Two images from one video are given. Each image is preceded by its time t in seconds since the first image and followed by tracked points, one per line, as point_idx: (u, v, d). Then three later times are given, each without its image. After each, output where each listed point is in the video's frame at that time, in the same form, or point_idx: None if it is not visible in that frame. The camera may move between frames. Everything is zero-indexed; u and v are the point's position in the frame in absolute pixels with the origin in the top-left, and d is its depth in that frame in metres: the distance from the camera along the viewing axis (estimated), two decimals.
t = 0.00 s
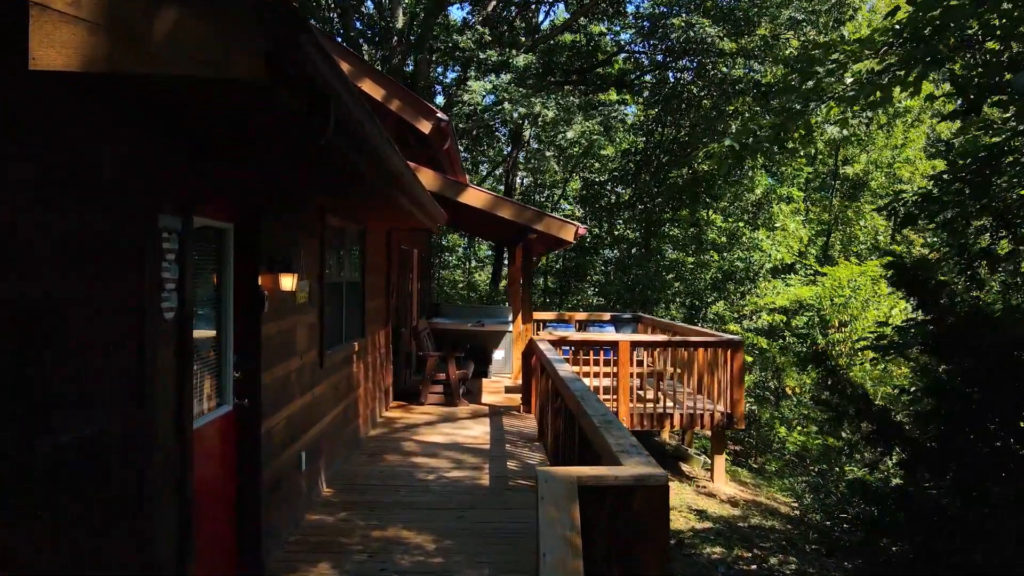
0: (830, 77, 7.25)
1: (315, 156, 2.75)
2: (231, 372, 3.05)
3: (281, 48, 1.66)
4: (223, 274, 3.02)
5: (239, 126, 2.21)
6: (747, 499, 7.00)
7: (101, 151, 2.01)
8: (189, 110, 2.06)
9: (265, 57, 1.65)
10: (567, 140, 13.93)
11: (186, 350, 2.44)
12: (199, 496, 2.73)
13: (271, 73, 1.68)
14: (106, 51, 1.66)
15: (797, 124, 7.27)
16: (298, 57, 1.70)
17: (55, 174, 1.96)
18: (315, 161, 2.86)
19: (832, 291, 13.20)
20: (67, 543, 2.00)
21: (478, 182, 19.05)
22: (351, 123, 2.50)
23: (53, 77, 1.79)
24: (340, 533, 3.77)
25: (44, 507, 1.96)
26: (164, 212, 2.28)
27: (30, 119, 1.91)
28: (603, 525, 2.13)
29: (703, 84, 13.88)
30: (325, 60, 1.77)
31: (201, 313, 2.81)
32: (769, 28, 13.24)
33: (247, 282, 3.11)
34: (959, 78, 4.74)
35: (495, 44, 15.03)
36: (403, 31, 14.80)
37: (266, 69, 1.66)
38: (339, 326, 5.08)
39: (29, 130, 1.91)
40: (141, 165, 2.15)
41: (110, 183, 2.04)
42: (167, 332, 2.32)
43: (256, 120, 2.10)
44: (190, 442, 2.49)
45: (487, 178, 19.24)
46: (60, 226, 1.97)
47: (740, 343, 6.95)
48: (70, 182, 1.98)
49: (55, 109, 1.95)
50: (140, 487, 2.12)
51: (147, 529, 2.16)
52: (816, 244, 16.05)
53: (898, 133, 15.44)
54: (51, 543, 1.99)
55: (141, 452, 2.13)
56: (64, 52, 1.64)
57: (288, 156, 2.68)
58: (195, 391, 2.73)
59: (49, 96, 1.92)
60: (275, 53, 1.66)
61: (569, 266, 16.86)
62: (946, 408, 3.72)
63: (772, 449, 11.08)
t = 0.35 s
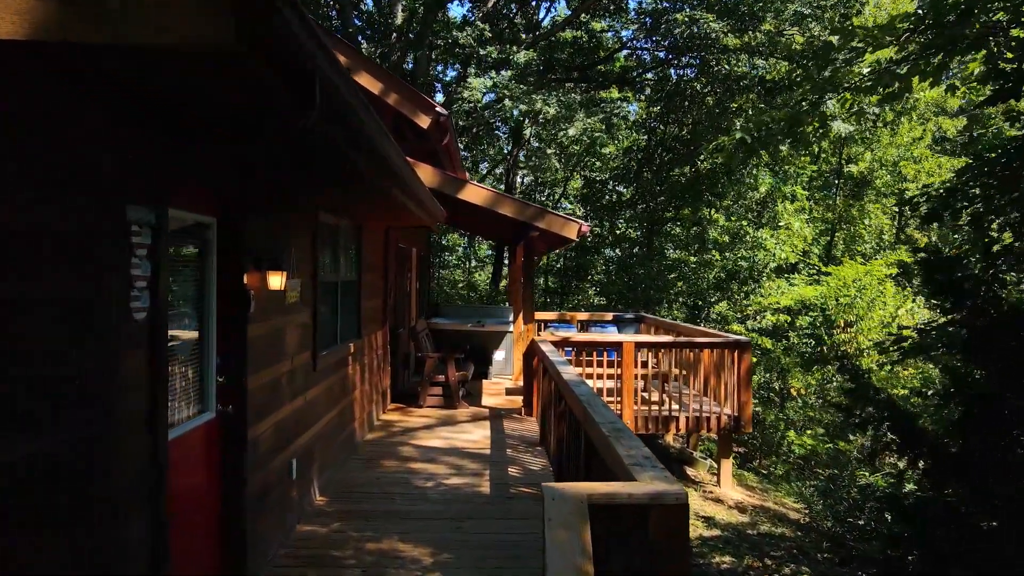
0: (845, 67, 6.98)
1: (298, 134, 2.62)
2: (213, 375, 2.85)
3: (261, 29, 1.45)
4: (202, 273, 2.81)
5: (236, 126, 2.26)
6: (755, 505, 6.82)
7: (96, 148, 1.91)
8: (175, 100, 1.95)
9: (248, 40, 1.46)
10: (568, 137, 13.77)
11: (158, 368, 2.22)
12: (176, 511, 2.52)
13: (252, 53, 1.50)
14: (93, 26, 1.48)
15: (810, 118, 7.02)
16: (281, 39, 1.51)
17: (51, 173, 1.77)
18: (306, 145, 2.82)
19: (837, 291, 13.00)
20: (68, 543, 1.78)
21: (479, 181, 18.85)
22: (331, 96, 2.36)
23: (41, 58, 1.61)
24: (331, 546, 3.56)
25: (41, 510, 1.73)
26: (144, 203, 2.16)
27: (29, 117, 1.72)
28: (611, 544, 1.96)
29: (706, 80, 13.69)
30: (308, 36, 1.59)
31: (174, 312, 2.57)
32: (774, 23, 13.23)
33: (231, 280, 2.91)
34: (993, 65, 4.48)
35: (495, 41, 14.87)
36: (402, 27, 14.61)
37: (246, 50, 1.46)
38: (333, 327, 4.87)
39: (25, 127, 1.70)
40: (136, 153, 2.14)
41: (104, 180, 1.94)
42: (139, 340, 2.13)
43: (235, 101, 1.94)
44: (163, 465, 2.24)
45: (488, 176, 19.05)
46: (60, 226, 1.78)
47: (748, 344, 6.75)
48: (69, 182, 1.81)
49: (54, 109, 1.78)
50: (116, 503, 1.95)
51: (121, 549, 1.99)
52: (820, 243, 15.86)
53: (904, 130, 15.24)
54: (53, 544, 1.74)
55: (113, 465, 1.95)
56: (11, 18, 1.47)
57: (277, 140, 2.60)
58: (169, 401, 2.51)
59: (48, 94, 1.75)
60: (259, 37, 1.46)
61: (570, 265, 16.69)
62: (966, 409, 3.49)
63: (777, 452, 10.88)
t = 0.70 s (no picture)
0: (860, 57, 6.69)
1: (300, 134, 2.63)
2: (194, 381, 2.65)
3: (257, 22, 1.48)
4: (180, 273, 2.61)
5: (236, 126, 2.36)
6: (762, 510, 6.71)
7: (91, 141, 1.87)
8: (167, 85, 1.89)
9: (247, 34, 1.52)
10: (570, 135, 13.58)
11: (127, 370, 2.02)
12: (151, 534, 2.32)
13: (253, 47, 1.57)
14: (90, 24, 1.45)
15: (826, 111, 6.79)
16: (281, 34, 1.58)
17: (49, 171, 1.70)
18: (307, 146, 2.82)
19: (842, 291, 12.81)
20: (68, 543, 1.70)
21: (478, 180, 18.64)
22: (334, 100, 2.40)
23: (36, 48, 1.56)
24: (323, 561, 3.36)
25: (41, 510, 1.63)
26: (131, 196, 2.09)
27: (29, 118, 1.64)
28: (627, 570, 1.79)
29: (710, 77, 13.50)
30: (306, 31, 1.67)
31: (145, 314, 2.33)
32: (779, 19, 13.00)
33: (214, 281, 2.72)
34: None
35: (495, 38, 14.63)
36: (401, 23, 14.37)
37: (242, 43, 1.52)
38: (328, 329, 4.69)
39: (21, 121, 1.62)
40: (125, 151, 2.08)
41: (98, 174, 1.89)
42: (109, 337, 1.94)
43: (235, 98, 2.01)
44: (130, 466, 2.02)
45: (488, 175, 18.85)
46: (60, 226, 1.70)
47: (756, 346, 6.57)
48: (61, 174, 1.73)
49: (53, 109, 1.72)
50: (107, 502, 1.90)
51: (91, 569, 1.82)
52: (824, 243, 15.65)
53: (910, 128, 15.05)
54: (52, 545, 1.66)
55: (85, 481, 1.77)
56: None
57: (278, 140, 2.65)
58: (149, 412, 2.34)
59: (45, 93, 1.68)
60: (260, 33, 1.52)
61: (571, 265, 16.50)
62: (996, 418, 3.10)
63: (783, 455, 10.67)
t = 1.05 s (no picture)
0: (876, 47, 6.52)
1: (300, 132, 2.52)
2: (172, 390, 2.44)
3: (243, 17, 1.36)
4: (160, 272, 2.40)
5: (237, 126, 2.30)
6: (770, 518, 6.51)
7: (85, 134, 1.82)
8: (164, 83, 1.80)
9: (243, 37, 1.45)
10: (571, 133, 13.43)
11: (91, 370, 1.82)
12: (122, 558, 2.12)
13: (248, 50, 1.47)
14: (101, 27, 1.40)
15: (841, 103, 6.61)
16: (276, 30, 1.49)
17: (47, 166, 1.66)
18: (307, 147, 2.71)
19: (847, 291, 12.65)
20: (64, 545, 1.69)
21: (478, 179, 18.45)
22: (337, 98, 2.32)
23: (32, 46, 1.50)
24: None
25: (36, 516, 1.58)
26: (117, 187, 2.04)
27: (29, 118, 1.58)
28: None
29: (714, 74, 13.34)
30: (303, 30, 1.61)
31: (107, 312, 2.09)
32: (784, 14, 12.82)
33: (195, 281, 2.53)
34: None
35: (495, 35, 14.43)
36: (400, 19, 14.15)
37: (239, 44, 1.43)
38: (322, 330, 4.50)
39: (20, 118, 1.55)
40: (118, 152, 2.02)
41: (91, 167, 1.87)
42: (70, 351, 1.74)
43: (235, 98, 1.96)
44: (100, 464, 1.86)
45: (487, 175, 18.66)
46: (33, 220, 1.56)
47: (766, 348, 6.37)
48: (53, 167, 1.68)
49: (53, 109, 1.67)
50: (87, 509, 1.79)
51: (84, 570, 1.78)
52: (828, 242, 15.49)
53: (915, 126, 14.87)
54: (53, 545, 1.65)
55: (46, 497, 1.63)
56: None
57: (278, 140, 2.55)
58: (129, 418, 2.21)
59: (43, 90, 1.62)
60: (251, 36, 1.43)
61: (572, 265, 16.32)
62: None
63: (788, 457, 10.49)
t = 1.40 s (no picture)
0: (896, 36, 6.36)
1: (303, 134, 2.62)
2: (147, 399, 2.25)
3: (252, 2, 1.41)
4: (135, 269, 2.22)
5: (234, 126, 2.22)
6: (779, 525, 6.35)
7: (77, 130, 1.83)
8: (166, 91, 1.75)
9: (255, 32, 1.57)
10: (573, 130, 13.29)
11: (50, 368, 1.64)
12: None
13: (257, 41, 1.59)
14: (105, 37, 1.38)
15: (858, 94, 6.45)
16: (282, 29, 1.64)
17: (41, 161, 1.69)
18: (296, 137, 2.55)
19: (852, 290, 12.49)
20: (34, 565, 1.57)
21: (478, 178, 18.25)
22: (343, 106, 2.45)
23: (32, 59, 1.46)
24: None
25: None
26: (114, 184, 2.05)
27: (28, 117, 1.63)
28: None
29: (717, 71, 13.18)
30: None
31: (64, 319, 1.86)
32: (789, 10, 12.66)
33: (174, 280, 2.35)
34: None
35: (495, 32, 14.26)
36: (399, 15, 13.96)
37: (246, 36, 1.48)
38: (314, 332, 4.31)
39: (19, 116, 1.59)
40: (114, 155, 2.04)
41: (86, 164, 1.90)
42: (20, 355, 1.56)
43: (238, 98, 1.96)
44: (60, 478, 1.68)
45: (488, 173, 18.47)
46: None
47: (775, 349, 6.18)
48: (44, 165, 1.70)
49: (54, 109, 1.71)
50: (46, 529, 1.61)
51: None
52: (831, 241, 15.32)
53: (920, 124, 14.70)
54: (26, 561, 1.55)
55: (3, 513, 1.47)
56: None
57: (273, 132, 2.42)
58: (99, 430, 2.03)
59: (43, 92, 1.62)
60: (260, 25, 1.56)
61: (573, 264, 16.16)
62: None
63: (791, 459, 10.34)
